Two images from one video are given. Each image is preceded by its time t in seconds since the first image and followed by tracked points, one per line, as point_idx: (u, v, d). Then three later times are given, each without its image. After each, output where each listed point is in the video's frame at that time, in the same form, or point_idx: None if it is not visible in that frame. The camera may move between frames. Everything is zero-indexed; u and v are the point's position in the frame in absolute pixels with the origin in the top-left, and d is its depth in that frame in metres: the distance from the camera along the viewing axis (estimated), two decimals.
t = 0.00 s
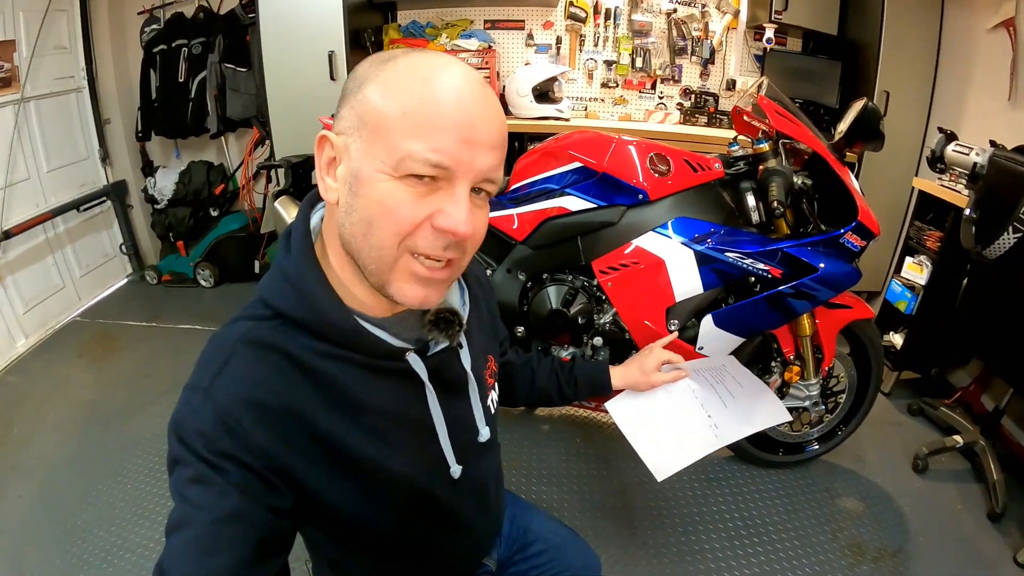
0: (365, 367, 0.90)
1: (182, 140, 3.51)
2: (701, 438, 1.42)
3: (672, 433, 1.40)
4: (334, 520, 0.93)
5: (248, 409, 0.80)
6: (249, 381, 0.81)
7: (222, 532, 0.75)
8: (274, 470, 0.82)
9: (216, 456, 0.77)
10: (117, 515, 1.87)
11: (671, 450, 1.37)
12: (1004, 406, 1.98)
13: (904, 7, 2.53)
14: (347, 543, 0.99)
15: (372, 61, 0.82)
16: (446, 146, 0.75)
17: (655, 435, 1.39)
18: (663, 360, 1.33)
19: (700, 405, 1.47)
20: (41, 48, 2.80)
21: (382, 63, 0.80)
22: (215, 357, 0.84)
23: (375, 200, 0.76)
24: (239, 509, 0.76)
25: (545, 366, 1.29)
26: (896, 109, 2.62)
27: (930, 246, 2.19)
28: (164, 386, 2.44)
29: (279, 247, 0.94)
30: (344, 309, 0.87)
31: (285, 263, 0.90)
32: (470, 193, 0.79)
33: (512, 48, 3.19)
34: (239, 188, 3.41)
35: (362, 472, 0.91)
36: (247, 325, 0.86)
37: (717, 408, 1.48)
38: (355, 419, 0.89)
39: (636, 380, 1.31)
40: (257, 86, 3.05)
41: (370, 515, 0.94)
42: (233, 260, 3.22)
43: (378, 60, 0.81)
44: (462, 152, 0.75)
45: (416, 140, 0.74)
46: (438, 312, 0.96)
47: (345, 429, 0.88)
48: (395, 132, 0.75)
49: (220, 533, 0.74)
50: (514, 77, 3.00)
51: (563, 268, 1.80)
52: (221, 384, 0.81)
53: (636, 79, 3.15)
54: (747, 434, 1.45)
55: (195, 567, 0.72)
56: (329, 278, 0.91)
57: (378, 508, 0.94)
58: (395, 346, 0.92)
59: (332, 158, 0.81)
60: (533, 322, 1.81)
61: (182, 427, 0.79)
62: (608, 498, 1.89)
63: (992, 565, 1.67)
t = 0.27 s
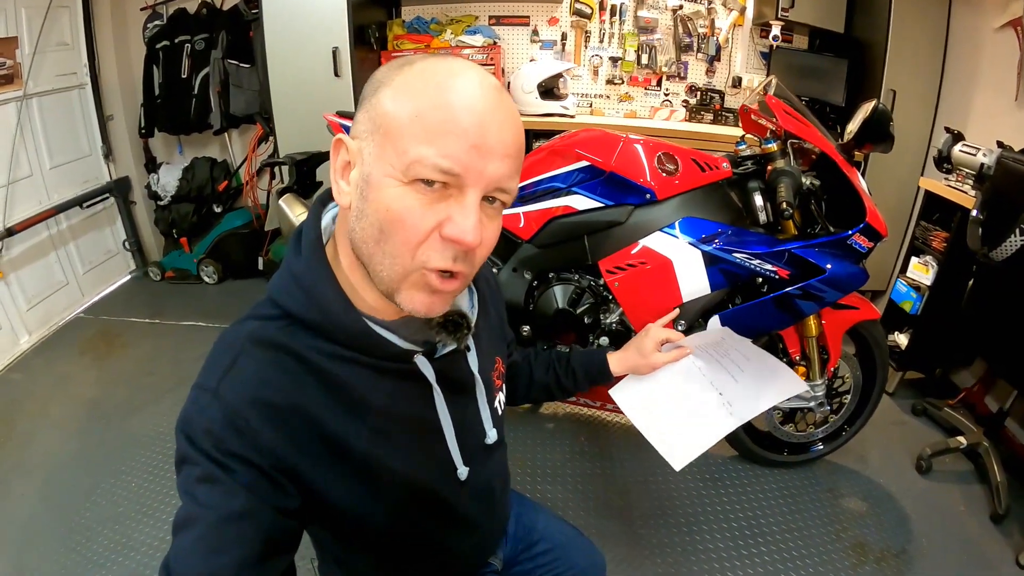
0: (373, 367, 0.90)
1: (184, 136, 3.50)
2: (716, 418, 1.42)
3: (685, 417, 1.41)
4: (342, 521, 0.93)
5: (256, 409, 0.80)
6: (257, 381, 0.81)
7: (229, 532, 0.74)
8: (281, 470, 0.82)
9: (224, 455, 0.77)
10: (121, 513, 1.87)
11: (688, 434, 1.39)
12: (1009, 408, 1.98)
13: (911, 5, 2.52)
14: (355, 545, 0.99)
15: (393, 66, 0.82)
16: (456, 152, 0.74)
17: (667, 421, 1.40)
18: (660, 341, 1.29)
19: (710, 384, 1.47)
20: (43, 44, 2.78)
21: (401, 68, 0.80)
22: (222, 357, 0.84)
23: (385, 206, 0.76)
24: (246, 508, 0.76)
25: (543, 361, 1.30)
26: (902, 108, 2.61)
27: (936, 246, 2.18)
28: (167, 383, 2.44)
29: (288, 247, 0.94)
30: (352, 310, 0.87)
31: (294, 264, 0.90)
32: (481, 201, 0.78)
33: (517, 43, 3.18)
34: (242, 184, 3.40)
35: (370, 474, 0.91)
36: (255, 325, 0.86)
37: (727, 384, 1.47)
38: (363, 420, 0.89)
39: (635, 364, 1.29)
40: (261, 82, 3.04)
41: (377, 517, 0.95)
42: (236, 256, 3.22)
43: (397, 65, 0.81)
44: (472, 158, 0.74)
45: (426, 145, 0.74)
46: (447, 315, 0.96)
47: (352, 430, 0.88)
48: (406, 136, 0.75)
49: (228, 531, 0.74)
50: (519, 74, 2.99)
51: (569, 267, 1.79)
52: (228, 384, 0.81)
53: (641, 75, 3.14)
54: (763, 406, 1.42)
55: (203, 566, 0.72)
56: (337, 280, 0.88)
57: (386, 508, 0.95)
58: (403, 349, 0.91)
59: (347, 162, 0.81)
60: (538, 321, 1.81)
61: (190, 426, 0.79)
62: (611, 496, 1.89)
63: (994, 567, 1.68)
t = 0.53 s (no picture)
0: (373, 368, 0.90)
1: (181, 139, 3.49)
2: (716, 418, 1.43)
3: (686, 415, 1.43)
4: (343, 523, 0.93)
5: (256, 411, 0.80)
6: (257, 383, 0.81)
7: (231, 534, 0.74)
8: (283, 473, 0.82)
9: (224, 456, 0.77)
10: (120, 518, 1.86)
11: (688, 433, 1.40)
12: (1006, 407, 1.99)
13: (907, 6, 2.52)
14: (356, 547, 0.99)
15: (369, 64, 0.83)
16: (442, 129, 0.75)
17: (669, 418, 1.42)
18: (674, 343, 1.33)
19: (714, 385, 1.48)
20: (39, 46, 2.77)
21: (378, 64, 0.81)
22: (222, 360, 0.84)
23: (378, 192, 0.76)
24: (247, 510, 0.76)
25: (556, 360, 1.30)
26: (898, 109, 2.62)
27: (932, 247, 2.19)
28: (165, 386, 2.43)
29: (286, 251, 0.93)
30: (351, 311, 0.87)
31: (293, 267, 0.89)
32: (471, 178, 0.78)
33: (513, 46, 3.18)
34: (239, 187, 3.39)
35: (371, 476, 0.91)
36: (255, 327, 0.86)
37: (731, 386, 1.48)
38: (364, 421, 0.89)
39: (649, 365, 1.31)
40: (258, 85, 3.03)
41: (378, 518, 0.94)
42: (233, 259, 3.21)
43: (374, 63, 0.82)
44: (459, 134, 0.75)
45: (412, 125, 0.75)
46: (446, 315, 0.96)
47: (353, 431, 0.88)
48: (392, 120, 0.75)
49: (229, 533, 0.74)
50: (516, 76, 2.99)
51: (568, 269, 1.79)
52: (229, 386, 0.81)
53: (638, 77, 3.14)
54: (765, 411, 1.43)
55: (203, 568, 0.72)
56: (336, 282, 0.90)
57: (387, 510, 0.95)
58: (402, 349, 0.91)
59: (335, 161, 0.81)
60: (537, 323, 1.81)
61: (191, 429, 0.79)
62: (611, 498, 1.89)
63: (993, 565, 1.68)
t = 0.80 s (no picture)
0: (370, 371, 0.89)
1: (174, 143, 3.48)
2: (711, 419, 1.44)
3: (682, 417, 1.43)
4: (340, 526, 0.93)
5: (253, 415, 0.80)
6: (253, 387, 0.81)
7: (230, 538, 0.74)
8: (281, 477, 0.82)
9: (221, 461, 0.77)
10: (116, 524, 1.85)
11: (682, 433, 1.41)
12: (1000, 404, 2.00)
13: (899, 7, 2.54)
14: (354, 551, 0.99)
15: (361, 71, 0.83)
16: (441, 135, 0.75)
17: (665, 420, 1.41)
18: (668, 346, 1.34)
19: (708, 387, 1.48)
20: (31, 50, 2.75)
21: (370, 72, 0.81)
22: (220, 364, 0.84)
23: (379, 201, 0.75)
24: (245, 514, 0.76)
25: (553, 362, 1.30)
26: (890, 109, 2.64)
27: (925, 246, 2.21)
28: (160, 392, 2.42)
29: (282, 256, 0.93)
30: (348, 315, 0.87)
31: (289, 272, 0.89)
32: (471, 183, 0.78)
33: (507, 48, 3.19)
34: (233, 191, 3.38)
35: (369, 479, 0.91)
36: (251, 333, 0.85)
37: (725, 389, 1.49)
38: (361, 425, 0.89)
39: (643, 368, 1.33)
40: (252, 88, 3.03)
41: (374, 521, 0.94)
42: (227, 263, 3.20)
43: (367, 71, 0.82)
44: (458, 139, 0.75)
45: (411, 132, 0.74)
46: (441, 319, 0.95)
47: (350, 434, 0.88)
48: (391, 127, 0.75)
49: (227, 537, 0.74)
50: (509, 79, 2.99)
51: (563, 271, 1.80)
52: (225, 391, 0.80)
53: (631, 79, 3.15)
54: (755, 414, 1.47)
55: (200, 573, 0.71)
56: (334, 288, 0.90)
57: (384, 513, 0.94)
58: (399, 353, 0.91)
59: (332, 170, 0.80)
60: (533, 325, 1.80)
61: (188, 434, 0.79)
62: (608, 499, 1.89)
63: (989, 561, 1.69)
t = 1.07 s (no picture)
0: (373, 374, 0.90)
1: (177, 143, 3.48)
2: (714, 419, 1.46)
3: (686, 417, 1.45)
4: (344, 528, 0.93)
5: (256, 417, 0.80)
6: (257, 389, 0.81)
7: (233, 540, 0.74)
8: (283, 479, 0.82)
9: (224, 463, 0.77)
10: (119, 525, 1.85)
11: (686, 432, 1.42)
12: (1004, 406, 2.00)
13: (903, 8, 2.54)
14: (357, 552, 0.99)
15: (368, 73, 0.82)
16: (444, 147, 0.75)
17: (669, 418, 1.43)
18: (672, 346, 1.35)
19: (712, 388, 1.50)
20: (35, 51, 2.76)
21: (377, 76, 0.81)
22: (223, 366, 0.84)
23: (379, 209, 0.76)
24: (248, 516, 0.76)
25: (557, 362, 1.30)
26: (894, 110, 2.64)
27: (930, 247, 2.19)
28: (162, 392, 2.42)
29: (286, 258, 0.93)
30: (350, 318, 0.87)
31: (292, 274, 0.89)
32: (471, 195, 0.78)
33: (510, 49, 3.18)
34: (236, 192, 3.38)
35: (372, 481, 0.91)
36: (254, 335, 0.86)
37: (729, 389, 1.52)
38: (365, 427, 0.89)
39: (647, 368, 1.33)
40: (255, 88, 3.03)
41: (377, 522, 0.94)
42: (230, 263, 3.20)
43: (373, 74, 0.82)
44: (460, 151, 0.75)
45: (413, 142, 0.75)
46: (445, 321, 0.94)
47: (353, 435, 0.88)
48: (394, 136, 0.75)
49: (230, 539, 0.74)
50: (512, 79, 2.99)
51: (567, 273, 1.79)
52: (229, 393, 0.81)
53: (635, 80, 3.15)
54: (759, 414, 1.49)
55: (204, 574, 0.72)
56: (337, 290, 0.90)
57: (387, 514, 0.95)
58: (401, 355, 0.91)
59: (335, 172, 0.81)
60: (536, 327, 1.81)
61: (190, 435, 0.79)
62: (610, 501, 1.89)
63: (992, 564, 1.69)
